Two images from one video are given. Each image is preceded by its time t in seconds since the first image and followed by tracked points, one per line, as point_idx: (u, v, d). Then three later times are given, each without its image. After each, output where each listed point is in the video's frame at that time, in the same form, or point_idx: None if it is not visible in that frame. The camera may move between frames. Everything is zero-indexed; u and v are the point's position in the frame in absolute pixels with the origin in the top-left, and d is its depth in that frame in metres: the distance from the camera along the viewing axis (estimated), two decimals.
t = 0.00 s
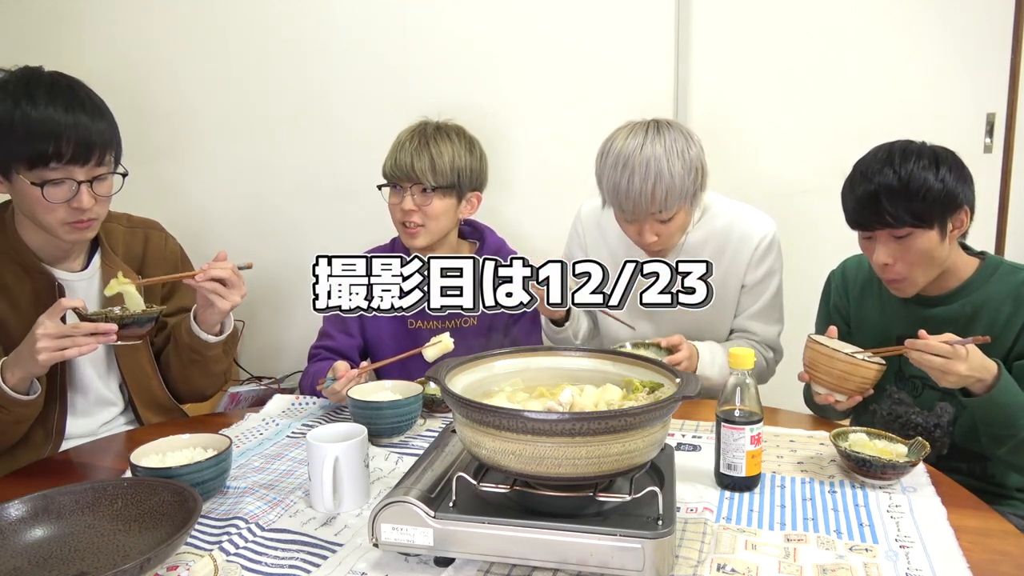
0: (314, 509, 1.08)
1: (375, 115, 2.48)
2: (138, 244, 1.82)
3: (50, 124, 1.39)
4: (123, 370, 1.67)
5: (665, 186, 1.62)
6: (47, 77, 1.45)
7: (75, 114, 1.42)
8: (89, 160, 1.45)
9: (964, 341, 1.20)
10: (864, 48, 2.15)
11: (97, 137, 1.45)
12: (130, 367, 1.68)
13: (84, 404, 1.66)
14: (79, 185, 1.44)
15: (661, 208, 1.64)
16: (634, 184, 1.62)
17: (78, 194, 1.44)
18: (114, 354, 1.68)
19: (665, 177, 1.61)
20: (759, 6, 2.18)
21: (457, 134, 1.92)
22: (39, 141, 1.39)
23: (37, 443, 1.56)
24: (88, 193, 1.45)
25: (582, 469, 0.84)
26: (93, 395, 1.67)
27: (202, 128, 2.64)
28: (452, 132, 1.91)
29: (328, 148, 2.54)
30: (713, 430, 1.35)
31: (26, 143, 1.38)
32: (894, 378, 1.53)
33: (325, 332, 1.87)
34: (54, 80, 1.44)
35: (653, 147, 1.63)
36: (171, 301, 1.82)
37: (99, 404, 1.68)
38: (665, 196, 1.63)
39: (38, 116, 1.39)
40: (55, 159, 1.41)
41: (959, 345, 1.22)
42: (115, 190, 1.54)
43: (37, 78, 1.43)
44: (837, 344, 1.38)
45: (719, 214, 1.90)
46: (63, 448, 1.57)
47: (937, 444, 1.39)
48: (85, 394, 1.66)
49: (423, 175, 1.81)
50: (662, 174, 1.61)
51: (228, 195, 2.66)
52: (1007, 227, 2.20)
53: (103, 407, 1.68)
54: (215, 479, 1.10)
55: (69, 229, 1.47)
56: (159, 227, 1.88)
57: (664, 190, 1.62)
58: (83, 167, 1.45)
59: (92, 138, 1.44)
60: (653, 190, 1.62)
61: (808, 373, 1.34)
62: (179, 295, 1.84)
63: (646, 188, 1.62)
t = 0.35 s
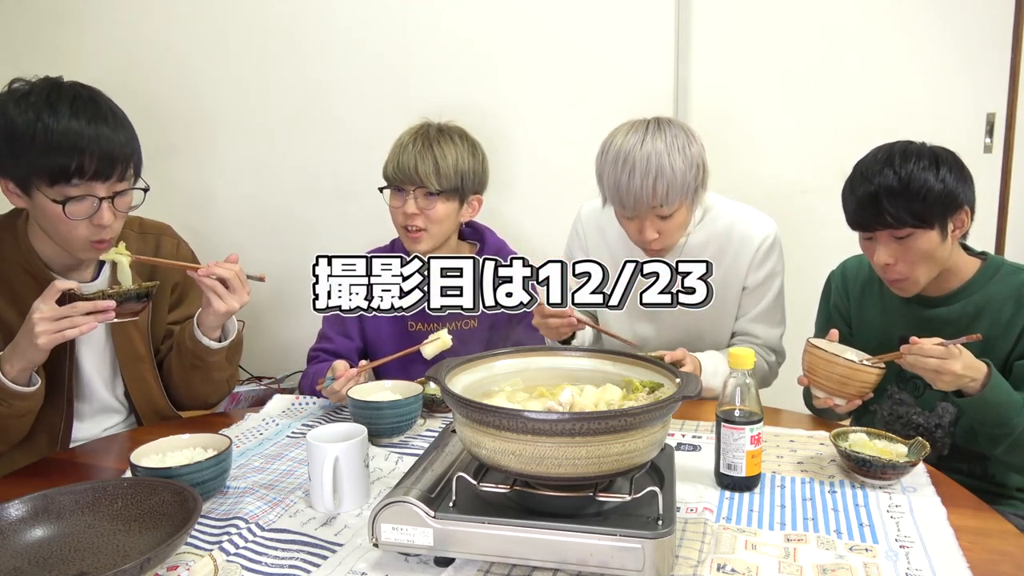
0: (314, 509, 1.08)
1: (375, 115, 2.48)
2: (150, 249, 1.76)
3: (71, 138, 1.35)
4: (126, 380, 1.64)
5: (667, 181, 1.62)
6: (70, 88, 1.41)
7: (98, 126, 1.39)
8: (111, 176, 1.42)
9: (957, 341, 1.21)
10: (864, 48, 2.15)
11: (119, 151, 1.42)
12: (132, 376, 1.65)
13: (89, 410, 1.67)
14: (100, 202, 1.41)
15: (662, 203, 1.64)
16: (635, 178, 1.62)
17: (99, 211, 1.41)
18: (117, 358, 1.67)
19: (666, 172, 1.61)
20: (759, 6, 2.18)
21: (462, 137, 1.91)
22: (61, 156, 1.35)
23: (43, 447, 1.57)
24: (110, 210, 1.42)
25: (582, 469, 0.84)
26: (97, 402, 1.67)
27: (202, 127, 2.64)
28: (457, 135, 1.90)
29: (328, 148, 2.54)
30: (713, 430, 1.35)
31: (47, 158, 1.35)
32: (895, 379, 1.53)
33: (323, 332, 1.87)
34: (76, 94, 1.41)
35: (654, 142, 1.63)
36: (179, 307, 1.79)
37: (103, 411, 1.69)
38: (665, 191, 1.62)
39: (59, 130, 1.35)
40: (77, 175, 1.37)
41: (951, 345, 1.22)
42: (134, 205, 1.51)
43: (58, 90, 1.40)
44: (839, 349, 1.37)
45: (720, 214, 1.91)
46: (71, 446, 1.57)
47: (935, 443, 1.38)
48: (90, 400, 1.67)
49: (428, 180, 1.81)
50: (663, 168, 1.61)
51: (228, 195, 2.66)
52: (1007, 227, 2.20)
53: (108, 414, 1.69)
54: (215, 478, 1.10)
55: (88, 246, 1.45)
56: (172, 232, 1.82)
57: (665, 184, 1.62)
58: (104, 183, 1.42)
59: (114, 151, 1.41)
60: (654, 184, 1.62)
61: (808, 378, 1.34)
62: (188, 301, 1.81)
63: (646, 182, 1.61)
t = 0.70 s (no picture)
0: (314, 509, 1.08)
1: (375, 115, 2.48)
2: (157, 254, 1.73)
3: (81, 145, 1.35)
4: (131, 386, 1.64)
5: (670, 161, 1.64)
6: (76, 95, 1.41)
7: (107, 130, 1.38)
8: (122, 180, 1.41)
9: (958, 355, 1.19)
10: (864, 48, 2.15)
11: (130, 156, 1.41)
12: (135, 381, 1.64)
13: (93, 414, 1.67)
14: (113, 208, 1.40)
15: (664, 182, 1.65)
16: (638, 155, 1.64)
17: (112, 217, 1.41)
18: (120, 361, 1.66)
19: (670, 150, 1.63)
20: (758, 6, 2.18)
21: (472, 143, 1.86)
22: (73, 163, 1.35)
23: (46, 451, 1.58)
24: (123, 216, 1.42)
25: (582, 469, 0.84)
26: (100, 405, 1.68)
27: (202, 127, 2.64)
28: (468, 140, 1.86)
29: (329, 148, 2.54)
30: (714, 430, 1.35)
31: (59, 166, 1.35)
32: (895, 381, 1.53)
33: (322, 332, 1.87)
34: (82, 100, 1.40)
35: (658, 123, 1.66)
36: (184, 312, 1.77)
37: (105, 415, 1.69)
38: (669, 169, 1.64)
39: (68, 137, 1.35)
40: (88, 181, 1.37)
41: (952, 359, 1.21)
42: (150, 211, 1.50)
43: (64, 97, 1.39)
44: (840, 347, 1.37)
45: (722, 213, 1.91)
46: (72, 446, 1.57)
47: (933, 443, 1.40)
48: (94, 403, 1.67)
49: (461, 198, 1.79)
50: (666, 147, 1.63)
51: (228, 195, 2.66)
52: (1007, 227, 2.20)
53: (109, 418, 1.69)
54: (214, 478, 1.10)
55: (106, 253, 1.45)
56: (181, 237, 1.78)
57: (668, 162, 1.64)
58: (116, 189, 1.41)
59: (125, 156, 1.40)
60: (657, 161, 1.63)
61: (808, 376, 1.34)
62: (194, 306, 1.78)
63: (649, 161, 1.63)
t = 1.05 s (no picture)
0: (314, 510, 1.08)
1: (375, 115, 2.48)
2: (157, 255, 1.73)
3: (100, 146, 1.35)
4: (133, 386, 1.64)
5: (669, 149, 1.65)
6: (77, 98, 1.39)
7: (118, 127, 1.39)
8: (140, 174, 1.43)
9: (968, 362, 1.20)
10: (864, 48, 2.15)
11: (144, 150, 1.42)
12: (137, 381, 1.64)
13: (93, 414, 1.68)
14: (137, 202, 1.42)
15: (662, 170, 1.67)
16: (638, 142, 1.65)
17: (137, 211, 1.43)
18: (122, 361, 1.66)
19: (670, 138, 1.65)
20: (758, 6, 2.18)
21: (480, 156, 1.84)
22: (95, 164, 1.36)
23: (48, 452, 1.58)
24: (146, 209, 1.44)
25: (582, 469, 0.84)
26: (100, 406, 1.68)
27: (202, 127, 2.64)
28: (476, 155, 1.83)
29: (329, 148, 2.54)
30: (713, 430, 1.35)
31: (82, 167, 1.35)
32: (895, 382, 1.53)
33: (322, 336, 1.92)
34: (85, 100, 1.39)
35: (658, 113, 1.68)
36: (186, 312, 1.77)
37: (105, 415, 1.69)
38: (668, 157, 1.65)
39: (88, 140, 1.35)
40: (113, 178, 1.39)
41: (962, 369, 1.21)
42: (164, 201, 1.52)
43: (63, 100, 1.38)
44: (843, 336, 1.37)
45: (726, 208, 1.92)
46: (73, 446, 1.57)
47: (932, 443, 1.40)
48: (94, 403, 1.67)
49: (473, 217, 1.77)
50: (666, 135, 1.65)
51: (228, 195, 2.66)
52: (1008, 227, 2.20)
53: (110, 418, 1.69)
54: (215, 478, 1.10)
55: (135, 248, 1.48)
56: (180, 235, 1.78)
57: (668, 150, 1.65)
58: (137, 182, 1.43)
59: (140, 151, 1.41)
60: (656, 148, 1.65)
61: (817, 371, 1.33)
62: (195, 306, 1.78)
63: (648, 148, 1.65)
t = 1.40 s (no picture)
0: (314, 510, 1.08)
1: (375, 115, 2.48)
2: (155, 256, 1.72)
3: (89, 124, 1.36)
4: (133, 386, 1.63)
5: (665, 146, 1.66)
6: (68, 86, 1.41)
7: (109, 110, 1.40)
8: (130, 157, 1.44)
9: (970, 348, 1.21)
10: (864, 47, 2.15)
11: (134, 134, 1.44)
12: (139, 382, 1.63)
13: (90, 414, 1.67)
14: (127, 180, 1.42)
15: (659, 167, 1.67)
16: (634, 139, 1.66)
17: (127, 191, 1.43)
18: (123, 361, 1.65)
19: (667, 134, 1.65)
20: (758, 5, 2.18)
21: (482, 172, 1.81)
22: (84, 140, 1.36)
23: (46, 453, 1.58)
24: (137, 190, 1.44)
25: (582, 468, 0.84)
26: (98, 406, 1.68)
27: (202, 127, 2.64)
28: (480, 171, 1.81)
29: (328, 148, 2.54)
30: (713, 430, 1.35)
31: (72, 147, 1.36)
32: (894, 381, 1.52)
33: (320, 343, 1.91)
34: (74, 87, 1.41)
35: (656, 109, 1.69)
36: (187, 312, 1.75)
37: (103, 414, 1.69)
38: (663, 154, 1.66)
39: (80, 122, 1.36)
40: (102, 157, 1.39)
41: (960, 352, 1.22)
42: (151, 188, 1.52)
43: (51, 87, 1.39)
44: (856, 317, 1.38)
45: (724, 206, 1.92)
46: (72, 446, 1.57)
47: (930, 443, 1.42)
48: (91, 404, 1.66)
49: (473, 239, 1.76)
50: (662, 133, 1.65)
51: (227, 194, 2.66)
52: (1008, 226, 2.20)
53: (108, 417, 1.70)
54: (214, 478, 1.10)
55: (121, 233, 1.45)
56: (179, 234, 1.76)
57: (664, 146, 1.66)
58: (126, 164, 1.43)
59: (130, 134, 1.42)
60: (652, 146, 1.65)
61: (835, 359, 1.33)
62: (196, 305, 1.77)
63: (644, 146, 1.65)
